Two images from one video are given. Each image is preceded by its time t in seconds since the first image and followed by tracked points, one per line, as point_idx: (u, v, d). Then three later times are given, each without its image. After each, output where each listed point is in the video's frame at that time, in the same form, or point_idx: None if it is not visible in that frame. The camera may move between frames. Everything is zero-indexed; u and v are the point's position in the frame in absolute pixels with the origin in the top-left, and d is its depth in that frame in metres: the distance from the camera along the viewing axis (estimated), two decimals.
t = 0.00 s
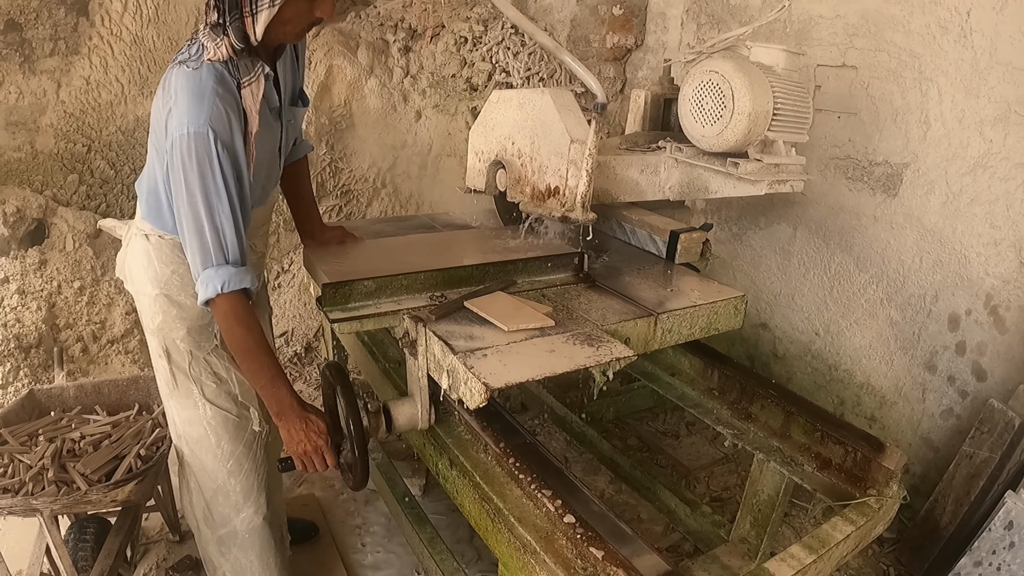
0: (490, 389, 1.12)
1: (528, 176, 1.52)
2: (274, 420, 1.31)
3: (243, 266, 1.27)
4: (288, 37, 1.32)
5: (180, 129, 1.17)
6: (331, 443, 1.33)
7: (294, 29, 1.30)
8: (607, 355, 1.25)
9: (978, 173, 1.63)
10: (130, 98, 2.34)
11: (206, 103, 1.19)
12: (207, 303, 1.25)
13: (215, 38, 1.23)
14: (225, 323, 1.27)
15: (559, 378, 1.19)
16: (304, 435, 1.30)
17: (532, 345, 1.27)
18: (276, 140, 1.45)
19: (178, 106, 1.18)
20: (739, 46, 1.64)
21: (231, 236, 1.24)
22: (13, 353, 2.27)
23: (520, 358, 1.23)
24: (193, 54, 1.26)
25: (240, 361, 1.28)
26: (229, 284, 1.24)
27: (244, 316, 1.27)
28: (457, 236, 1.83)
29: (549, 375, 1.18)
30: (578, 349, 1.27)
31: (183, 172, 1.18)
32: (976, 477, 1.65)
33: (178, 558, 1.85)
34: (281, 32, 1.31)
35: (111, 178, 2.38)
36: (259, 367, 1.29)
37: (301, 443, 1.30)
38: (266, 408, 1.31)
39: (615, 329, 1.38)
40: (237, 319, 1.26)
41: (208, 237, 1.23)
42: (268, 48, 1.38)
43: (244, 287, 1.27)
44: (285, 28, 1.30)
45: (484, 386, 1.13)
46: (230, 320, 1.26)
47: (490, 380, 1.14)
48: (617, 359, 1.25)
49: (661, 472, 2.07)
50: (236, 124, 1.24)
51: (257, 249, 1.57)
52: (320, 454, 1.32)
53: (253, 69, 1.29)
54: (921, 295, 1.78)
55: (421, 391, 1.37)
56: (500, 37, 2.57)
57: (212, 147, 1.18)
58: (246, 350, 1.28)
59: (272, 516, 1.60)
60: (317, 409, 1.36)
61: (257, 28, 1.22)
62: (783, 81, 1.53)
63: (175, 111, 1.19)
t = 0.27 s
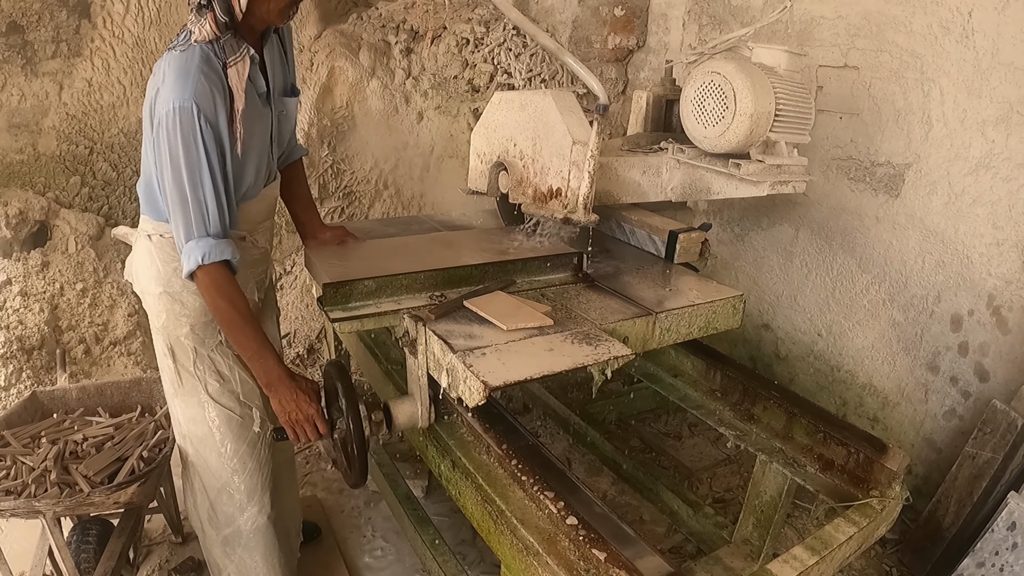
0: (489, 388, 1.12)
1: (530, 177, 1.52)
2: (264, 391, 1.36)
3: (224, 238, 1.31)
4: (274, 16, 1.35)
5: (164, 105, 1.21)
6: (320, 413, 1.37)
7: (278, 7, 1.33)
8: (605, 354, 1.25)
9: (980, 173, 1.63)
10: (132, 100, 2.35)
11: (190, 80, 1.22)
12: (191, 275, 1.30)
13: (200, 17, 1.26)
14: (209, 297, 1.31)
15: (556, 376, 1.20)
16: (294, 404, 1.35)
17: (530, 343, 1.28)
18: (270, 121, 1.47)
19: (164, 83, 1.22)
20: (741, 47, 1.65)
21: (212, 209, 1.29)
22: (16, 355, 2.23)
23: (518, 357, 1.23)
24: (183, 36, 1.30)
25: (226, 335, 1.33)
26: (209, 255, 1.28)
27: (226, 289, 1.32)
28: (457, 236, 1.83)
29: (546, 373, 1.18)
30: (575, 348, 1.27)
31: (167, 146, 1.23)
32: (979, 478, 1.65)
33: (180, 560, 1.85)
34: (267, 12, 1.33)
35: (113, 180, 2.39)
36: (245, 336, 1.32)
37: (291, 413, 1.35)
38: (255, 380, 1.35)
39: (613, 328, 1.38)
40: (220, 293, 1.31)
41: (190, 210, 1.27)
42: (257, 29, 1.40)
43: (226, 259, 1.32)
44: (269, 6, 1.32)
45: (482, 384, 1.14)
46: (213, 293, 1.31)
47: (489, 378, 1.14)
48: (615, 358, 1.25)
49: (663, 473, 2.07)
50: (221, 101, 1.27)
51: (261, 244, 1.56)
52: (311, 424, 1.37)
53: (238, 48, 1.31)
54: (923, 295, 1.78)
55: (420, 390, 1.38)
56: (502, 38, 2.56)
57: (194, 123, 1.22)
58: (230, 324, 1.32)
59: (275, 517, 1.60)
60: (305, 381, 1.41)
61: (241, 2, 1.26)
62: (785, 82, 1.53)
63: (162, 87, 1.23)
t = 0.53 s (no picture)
0: (488, 386, 1.12)
1: (533, 178, 1.52)
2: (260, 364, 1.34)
3: (208, 218, 1.31)
4: (273, 9, 1.37)
5: (159, 82, 1.23)
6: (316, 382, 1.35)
7: None
8: (603, 353, 1.25)
9: (982, 176, 1.63)
10: (133, 99, 2.35)
11: (186, 59, 1.24)
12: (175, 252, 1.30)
13: (202, 5, 1.28)
14: (193, 273, 1.30)
15: (555, 375, 1.20)
16: (290, 373, 1.33)
17: (530, 343, 1.28)
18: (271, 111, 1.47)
19: (162, 61, 1.24)
20: (744, 49, 1.64)
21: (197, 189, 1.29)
22: (16, 354, 2.22)
23: (517, 355, 1.23)
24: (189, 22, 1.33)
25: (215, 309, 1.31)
26: (191, 234, 1.28)
27: (209, 263, 1.31)
28: (458, 236, 1.83)
29: (545, 372, 1.18)
30: (574, 347, 1.27)
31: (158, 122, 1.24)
32: (980, 481, 1.65)
33: (180, 560, 1.85)
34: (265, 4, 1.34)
35: (115, 179, 2.39)
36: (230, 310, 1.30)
37: (287, 384, 1.32)
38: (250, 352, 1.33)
39: (612, 327, 1.38)
40: (204, 267, 1.30)
41: (175, 188, 1.28)
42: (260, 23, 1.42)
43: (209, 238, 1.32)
44: None
45: (481, 382, 1.14)
46: (198, 269, 1.30)
47: (488, 376, 1.15)
48: (614, 357, 1.26)
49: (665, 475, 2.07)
50: (217, 84, 1.28)
51: (263, 240, 1.55)
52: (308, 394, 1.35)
53: (238, 36, 1.32)
54: (925, 298, 1.78)
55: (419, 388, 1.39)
56: (505, 39, 2.57)
57: (186, 100, 1.23)
58: (218, 297, 1.31)
59: (276, 517, 1.60)
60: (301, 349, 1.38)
61: None
62: (789, 84, 1.53)
63: (159, 66, 1.25)
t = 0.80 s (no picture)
0: (486, 387, 1.12)
1: (535, 182, 1.52)
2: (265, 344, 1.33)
3: (205, 206, 1.31)
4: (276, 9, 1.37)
5: (159, 70, 1.23)
6: (319, 362, 1.32)
7: None
8: (600, 354, 1.26)
9: (984, 181, 1.63)
10: (135, 100, 2.35)
11: (187, 48, 1.24)
12: (171, 238, 1.30)
13: None
14: (190, 258, 1.30)
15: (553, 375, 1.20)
16: (292, 352, 1.31)
17: (528, 343, 1.28)
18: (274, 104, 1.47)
19: (163, 51, 1.24)
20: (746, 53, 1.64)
21: (194, 177, 1.29)
22: (17, 354, 2.21)
23: (515, 356, 1.23)
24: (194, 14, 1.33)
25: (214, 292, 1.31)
26: (187, 221, 1.29)
27: (205, 247, 1.31)
28: (458, 237, 1.84)
29: (543, 372, 1.19)
30: (572, 348, 1.27)
31: (156, 110, 1.24)
32: (980, 486, 1.65)
33: (180, 562, 1.85)
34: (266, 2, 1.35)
35: (116, 180, 2.39)
36: (232, 290, 1.31)
37: (289, 364, 1.30)
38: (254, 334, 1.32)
39: (609, 329, 1.38)
40: (204, 249, 1.30)
41: (172, 176, 1.28)
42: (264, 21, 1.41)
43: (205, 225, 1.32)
44: None
45: (480, 383, 1.14)
46: (195, 253, 1.30)
47: (487, 377, 1.15)
48: (611, 358, 1.26)
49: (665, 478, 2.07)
50: (217, 74, 1.28)
51: (266, 240, 1.55)
52: (310, 375, 1.33)
53: (240, 31, 1.32)
54: (927, 303, 1.78)
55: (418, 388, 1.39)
56: (506, 42, 2.58)
57: (185, 89, 1.23)
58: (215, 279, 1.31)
59: (277, 519, 1.60)
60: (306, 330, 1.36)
61: None
62: (790, 88, 1.53)
63: (160, 55, 1.25)
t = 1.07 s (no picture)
0: (483, 385, 1.13)
1: (535, 183, 1.52)
2: (272, 342, 1.34)
3: (212, 201, 1.30)
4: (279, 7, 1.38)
5: (164, 65, 1.23)
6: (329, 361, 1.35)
7: None
8: (595, 353, 1.26)
9: (983, 180, 1.63)
10: (135, 103, 2.35)
11: (191, 42, 1.24)
12: (178, 234, 1.29)
13: None
14: (198, 254, 1.29)
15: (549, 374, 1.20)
16: (303, 352, 1.33)
17: (526, 342, 1.28)
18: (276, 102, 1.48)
19: (167, 47, 1.25)
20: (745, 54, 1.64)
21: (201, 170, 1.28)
22: (18, 358, 2.21)
23: (512, 355, 1.23)
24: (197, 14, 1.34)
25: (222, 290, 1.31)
26: (195, 215, 1.27)
27: (213, 244, 1.29)
28: (458, 238, 1.84)
29: (539, 370, 1.19)
30: (569, 347, 1.28)
31: (162, 104, 1.24)
32: (982, 485, 1.65)
33: (182, 564, 1.85)
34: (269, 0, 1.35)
35: (116, 183, 2.40)
36: (242, 288, 1.30)
37: (299, 363, 1.33)
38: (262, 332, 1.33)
39: (606, 328, 1.38)
40: (213, 246, 1.29)
41: (179, 169, 1.27)
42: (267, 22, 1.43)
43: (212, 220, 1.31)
44: None
45: (477, 382, 1.14)
46: (202, 251, 1.28)
47: (484, 376, 1.15)
48: (607, 357, 1.26)
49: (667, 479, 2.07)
50: (221, 68, 1.28)
51: (273, 242, 1.56)
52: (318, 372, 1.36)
53: (243, 28, 1.32)
54: (927, 302, 1.78)
55: (416, 388, 1.40)
56: (506, 43, 2.59)
57: (191, 81, 1.23)
58: (223, 278, 1.30)
59: (280, 522, 1.61)
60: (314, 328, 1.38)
61: None
62: (789, 88, 1.54)
63: (164, 51, 1.25)
